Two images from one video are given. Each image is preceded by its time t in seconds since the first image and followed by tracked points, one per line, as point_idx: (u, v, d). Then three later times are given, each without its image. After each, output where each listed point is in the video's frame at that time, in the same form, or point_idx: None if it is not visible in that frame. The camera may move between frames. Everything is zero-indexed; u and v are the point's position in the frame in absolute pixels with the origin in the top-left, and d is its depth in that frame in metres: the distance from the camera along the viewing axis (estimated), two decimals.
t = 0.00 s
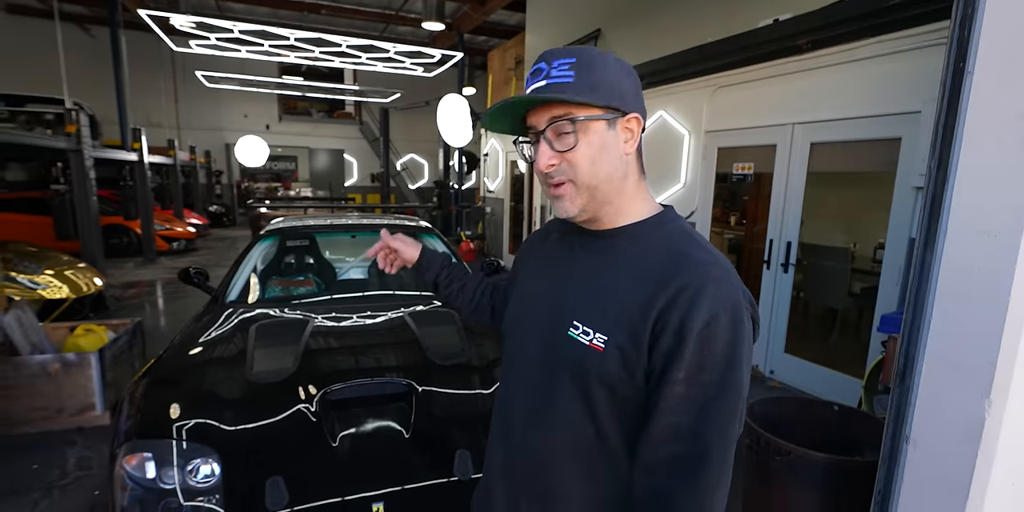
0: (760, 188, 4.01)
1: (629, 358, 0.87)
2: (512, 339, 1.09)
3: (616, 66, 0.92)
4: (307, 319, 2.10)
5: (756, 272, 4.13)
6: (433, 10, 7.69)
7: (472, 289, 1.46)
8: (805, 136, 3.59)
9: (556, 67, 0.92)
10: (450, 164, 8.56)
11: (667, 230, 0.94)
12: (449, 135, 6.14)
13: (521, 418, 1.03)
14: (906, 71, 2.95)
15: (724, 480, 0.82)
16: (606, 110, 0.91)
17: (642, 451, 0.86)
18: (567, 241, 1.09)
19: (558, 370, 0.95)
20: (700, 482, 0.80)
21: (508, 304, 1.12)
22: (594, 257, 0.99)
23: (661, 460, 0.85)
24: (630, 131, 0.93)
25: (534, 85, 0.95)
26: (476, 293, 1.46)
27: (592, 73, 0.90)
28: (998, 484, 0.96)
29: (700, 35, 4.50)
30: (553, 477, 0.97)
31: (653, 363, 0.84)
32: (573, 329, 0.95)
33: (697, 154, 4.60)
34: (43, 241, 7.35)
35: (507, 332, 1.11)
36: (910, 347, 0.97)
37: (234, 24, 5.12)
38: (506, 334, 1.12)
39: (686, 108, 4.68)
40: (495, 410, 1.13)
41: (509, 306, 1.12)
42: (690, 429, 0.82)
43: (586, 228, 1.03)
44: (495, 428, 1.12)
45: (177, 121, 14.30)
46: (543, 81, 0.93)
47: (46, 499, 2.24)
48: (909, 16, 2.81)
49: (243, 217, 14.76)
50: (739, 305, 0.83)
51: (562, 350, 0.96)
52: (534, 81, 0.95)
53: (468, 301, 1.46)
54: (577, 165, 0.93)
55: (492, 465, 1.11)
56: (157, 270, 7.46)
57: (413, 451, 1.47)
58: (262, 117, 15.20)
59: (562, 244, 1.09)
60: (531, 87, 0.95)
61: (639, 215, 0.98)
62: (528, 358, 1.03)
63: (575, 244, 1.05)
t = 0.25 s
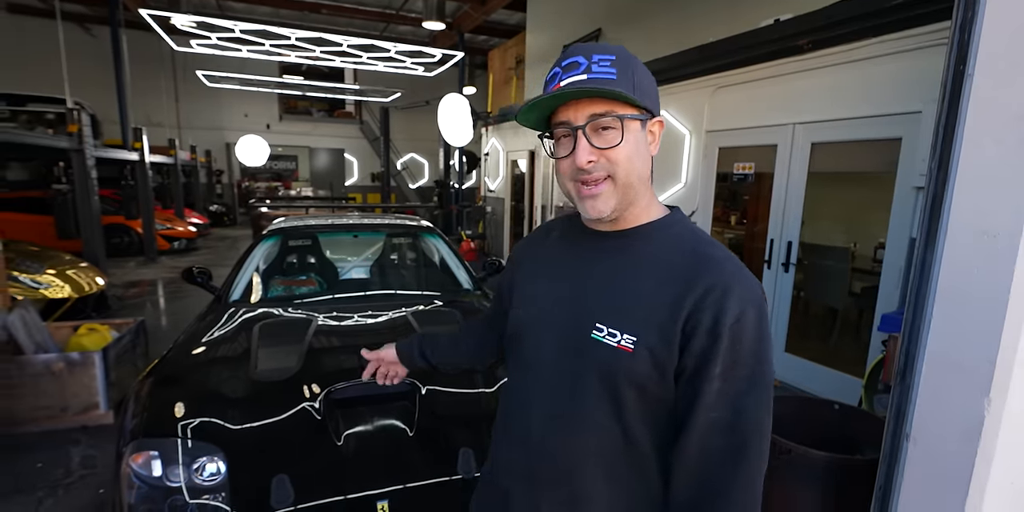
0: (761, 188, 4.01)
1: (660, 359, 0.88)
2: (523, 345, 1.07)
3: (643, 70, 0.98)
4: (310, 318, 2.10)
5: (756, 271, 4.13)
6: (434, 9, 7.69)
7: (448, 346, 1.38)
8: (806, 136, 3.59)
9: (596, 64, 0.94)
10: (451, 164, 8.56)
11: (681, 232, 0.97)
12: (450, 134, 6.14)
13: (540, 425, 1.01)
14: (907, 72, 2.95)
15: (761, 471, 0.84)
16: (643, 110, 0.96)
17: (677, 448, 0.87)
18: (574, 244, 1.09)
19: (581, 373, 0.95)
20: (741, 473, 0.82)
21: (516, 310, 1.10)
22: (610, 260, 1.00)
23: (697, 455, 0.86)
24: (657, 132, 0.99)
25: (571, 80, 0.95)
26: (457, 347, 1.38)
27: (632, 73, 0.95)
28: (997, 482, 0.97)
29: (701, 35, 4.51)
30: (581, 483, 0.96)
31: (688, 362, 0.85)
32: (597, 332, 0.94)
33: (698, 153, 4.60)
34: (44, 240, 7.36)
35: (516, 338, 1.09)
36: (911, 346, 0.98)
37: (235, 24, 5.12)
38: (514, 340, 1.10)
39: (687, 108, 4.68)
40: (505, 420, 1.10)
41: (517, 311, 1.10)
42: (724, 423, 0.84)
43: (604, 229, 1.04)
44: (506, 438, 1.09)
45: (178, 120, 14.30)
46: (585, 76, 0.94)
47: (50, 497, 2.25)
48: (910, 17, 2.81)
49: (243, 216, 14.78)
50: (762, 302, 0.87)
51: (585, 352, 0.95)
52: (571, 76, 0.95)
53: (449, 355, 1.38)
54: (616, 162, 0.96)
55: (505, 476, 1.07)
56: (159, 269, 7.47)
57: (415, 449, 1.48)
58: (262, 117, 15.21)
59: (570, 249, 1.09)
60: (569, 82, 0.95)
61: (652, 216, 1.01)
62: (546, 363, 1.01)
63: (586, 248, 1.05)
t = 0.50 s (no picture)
0: (754, 187, 4.04)
1: (653, 347, 0.90)
2: (510, 345, 1.05)
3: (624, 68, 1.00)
4: (306, 319, 2.10)
5: (750, 270, 4.16)
6: (428, 9, 7.69)
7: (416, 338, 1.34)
8: (798, 136, 3.62)
9: (581, 60, 0.95)
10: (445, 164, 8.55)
11: (660, 223, 0.99)
12: (445, 134, 6.13)
13: (536, 424, 1.00)
14: (898, 73, 2.98)
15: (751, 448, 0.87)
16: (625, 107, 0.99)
17: (674, 432, 0.89)
18: (555, 242, 1.08)
19: (576, 367, 0.95)
20: (734, 452, 0.86)
21: (499, 310, 1.08)
22: (596, 255, 1.00)
23: (693, 436, 0.89)
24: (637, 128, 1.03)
25: (556, 75, 0.96)
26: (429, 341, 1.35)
27: (615, 70, 0.97)
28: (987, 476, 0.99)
29: (694, 35, 4.53)
30: (580, 475, 0.96)
31: (679, 348, 0.88)
32: (589, 325, 0.95)
33: (691, 154, 4.63)
34: (35, 242, 7.28)
35: (502, 339, 1.07)
36: (904, 342, 0.99)
37: (228, 23, 5.10)
38: (499, 341, 1.08)
39: (680, 108, 4.70)
40: (495, 423, 1.08)
41: (500, 312, 1.08)
42: (717, 404, 0.87)
43: (587, 224, 1.04)
44: (498, 441, 1.07)
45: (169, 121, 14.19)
46: (571, 71, 0.95)
47: (45, 500, 2.22)
48: (901, 18, 2.87)
49: (236, 217, 14.68)
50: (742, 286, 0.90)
51: (577, 347, 0.95)
52: (556, 71, 0.96)
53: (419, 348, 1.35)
54: (601, 156, 0.98)
55: (500, 480, 1.05)
56: (151, 270, 7.41)
57: (411, 448, 1.48)
58: (255, 117, 15.13)
59: (551, 247, 1.08)
60: (555, 77, 0.96)
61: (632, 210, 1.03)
62: (537, 361, 1.00)
63: (569, 244, 1.05)
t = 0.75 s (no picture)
0: (750, 186, 4.06)
1: (628, 333, 0.91)
2: (484, 339, 1.03)
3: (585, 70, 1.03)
4: (303, 317, 2.10)
5: (746, 269, 4.18)
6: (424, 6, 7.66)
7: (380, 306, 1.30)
8: (795, 135, 3.64)
9: (545, 60, 0.97)
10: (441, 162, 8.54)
11: (626, 215, 1.01)
12: (441, 132, 6.12)
13: (515, 417, 0.99)
14: (893, 73, 3.00)
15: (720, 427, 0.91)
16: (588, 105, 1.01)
17: (649, 416, 0.91)
18: (524, 238, 1.07)
19: (553, 356, 0.95)
20: (707, 431, 0.88)
21: (470, 305, 1.06)
22: (566, 247, 0.99)
23: (666, 419, 0.91)
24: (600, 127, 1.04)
25: (522, 74, 0.97)
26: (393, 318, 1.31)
27: (577, 69, 1.00)
28: (982, 472, 1.08)
29: (692, 34, 4.53)
30: (560, 465, 0.96)
31: (653, 332, 0.89)
32: (564, 314, 0.94)
33: (689, 152, 4.64)
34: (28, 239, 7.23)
35: (475, 335, 1.05)
36: (899, 343, 1.08)
37: (223, 19, 5.06)
38: (472, 337, 1.05)
39: (677, 107, 4.71)
40: (472, 420, 1.06)
41: (472, 306, 1.06)
42: (689, 385, 0.90)
43: (555, 221, 1.03)
44: (474, 438, 1.05)
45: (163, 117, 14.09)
46: (535, 70, 0.96)
47: (42, 498, 2.21)
48: (897, 18, 2.87)
49: (231, 215, 14.61)
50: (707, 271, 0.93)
51: (553, 337, 0.95)
52: (521, 71, 0.97)
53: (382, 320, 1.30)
54: (568, 151, 0.98)
55: (480, 478, 1.03)
56: (145, 268, 7.36)
57: (410, 447, 1.49)
58: (250, 114, 15.05)
59: (522, 241, 1.07)
60: (521, 75, 0.97)
61: (598, 205, 1.03)
62: (513, 354, 0.99)
63: (539, 237, 1.04)
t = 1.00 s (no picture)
0: (750, 190, 4.07)
1: (607, 329, 0.91)
2: (462, 343, 1.00)
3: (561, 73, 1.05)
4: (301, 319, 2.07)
5: (745, 273, 4.19)
6: (424, 9, 7.67)
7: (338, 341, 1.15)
8: (795, 140, 3.65)
9: (525, 59, 0.98)
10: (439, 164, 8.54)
11: (598, 215, 1.02)
12: (440, 134, 6.12)
13: (496, 420, 0.97)
14: (892, 78, 3.02)
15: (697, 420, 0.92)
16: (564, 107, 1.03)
17: (629, 410, 0.92)
18: (497, 241, 1.06)
19: (534, 355, 0.94)
20: (686, 422, 0.90)
21: (446, 308, 1.03)
22: (543, 248, 1.00)
23: (646, 413, 0.92)
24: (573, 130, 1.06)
25: (501, 72, 0.98)
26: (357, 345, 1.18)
27: (555, 71, 1.01)
28: (985, 476, 1.08)
29: (692, 38, 4.54)
30: (543, 465, 0.95)
31: (631, 326, 0.91)
32: (544, 313, 0.94)
33: (688, 156, 4.65)
34: (25, 239, 7.20)
35: (451, 339, 1.02)
36: (902, 346, 1.08)
37: (223, 20, 5.06)
38: (448, 341, 1.02)
39: (677, 111, 4.72)
40: (450, 426, 1.03)
41: (447, 310, 1.03)
42: (666, 378, 0.91)
43: (529, 221, 1.03)
44: (453, 443, 1.02)
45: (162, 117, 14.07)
46: (514, 69, 0.97)
47: (40, 499, 2.20)
48: (896, 24, 2.88)
49: (229, 215, 14.58)
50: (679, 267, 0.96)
51: (534, 336, 0.94)
52: (499, 69, 0.98)
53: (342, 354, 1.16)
54: (544, 151, 1.00)
55: (461, 485, 1.00)
56: (143, 268, 7.34)
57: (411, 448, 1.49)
58: (249, 114, 15.03)
59: (496, 244, 1.05)
60: (499, 73, 0.98)
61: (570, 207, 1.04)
62: (492, 355, 0.97)
63: (515, 238, 1.04)
